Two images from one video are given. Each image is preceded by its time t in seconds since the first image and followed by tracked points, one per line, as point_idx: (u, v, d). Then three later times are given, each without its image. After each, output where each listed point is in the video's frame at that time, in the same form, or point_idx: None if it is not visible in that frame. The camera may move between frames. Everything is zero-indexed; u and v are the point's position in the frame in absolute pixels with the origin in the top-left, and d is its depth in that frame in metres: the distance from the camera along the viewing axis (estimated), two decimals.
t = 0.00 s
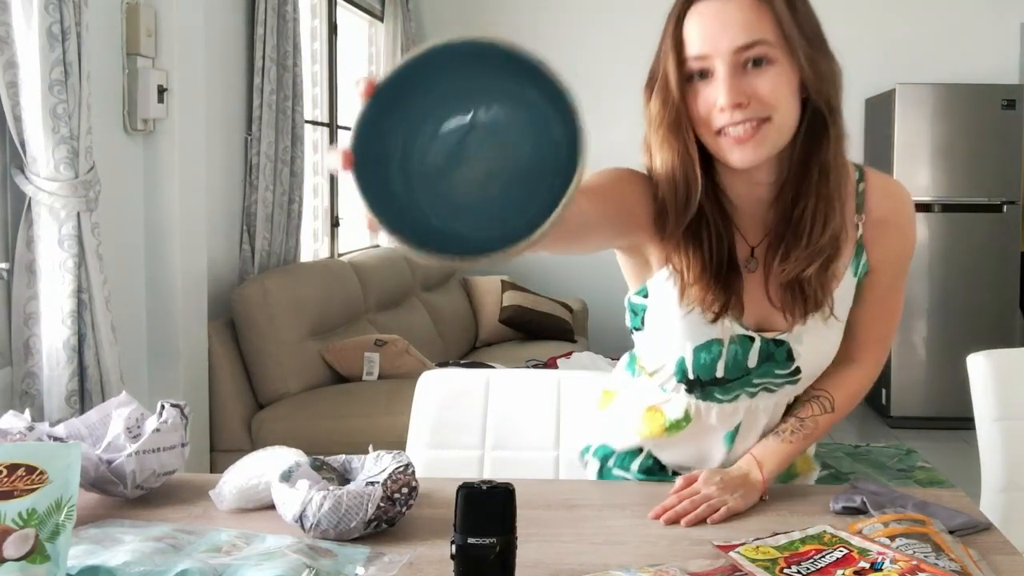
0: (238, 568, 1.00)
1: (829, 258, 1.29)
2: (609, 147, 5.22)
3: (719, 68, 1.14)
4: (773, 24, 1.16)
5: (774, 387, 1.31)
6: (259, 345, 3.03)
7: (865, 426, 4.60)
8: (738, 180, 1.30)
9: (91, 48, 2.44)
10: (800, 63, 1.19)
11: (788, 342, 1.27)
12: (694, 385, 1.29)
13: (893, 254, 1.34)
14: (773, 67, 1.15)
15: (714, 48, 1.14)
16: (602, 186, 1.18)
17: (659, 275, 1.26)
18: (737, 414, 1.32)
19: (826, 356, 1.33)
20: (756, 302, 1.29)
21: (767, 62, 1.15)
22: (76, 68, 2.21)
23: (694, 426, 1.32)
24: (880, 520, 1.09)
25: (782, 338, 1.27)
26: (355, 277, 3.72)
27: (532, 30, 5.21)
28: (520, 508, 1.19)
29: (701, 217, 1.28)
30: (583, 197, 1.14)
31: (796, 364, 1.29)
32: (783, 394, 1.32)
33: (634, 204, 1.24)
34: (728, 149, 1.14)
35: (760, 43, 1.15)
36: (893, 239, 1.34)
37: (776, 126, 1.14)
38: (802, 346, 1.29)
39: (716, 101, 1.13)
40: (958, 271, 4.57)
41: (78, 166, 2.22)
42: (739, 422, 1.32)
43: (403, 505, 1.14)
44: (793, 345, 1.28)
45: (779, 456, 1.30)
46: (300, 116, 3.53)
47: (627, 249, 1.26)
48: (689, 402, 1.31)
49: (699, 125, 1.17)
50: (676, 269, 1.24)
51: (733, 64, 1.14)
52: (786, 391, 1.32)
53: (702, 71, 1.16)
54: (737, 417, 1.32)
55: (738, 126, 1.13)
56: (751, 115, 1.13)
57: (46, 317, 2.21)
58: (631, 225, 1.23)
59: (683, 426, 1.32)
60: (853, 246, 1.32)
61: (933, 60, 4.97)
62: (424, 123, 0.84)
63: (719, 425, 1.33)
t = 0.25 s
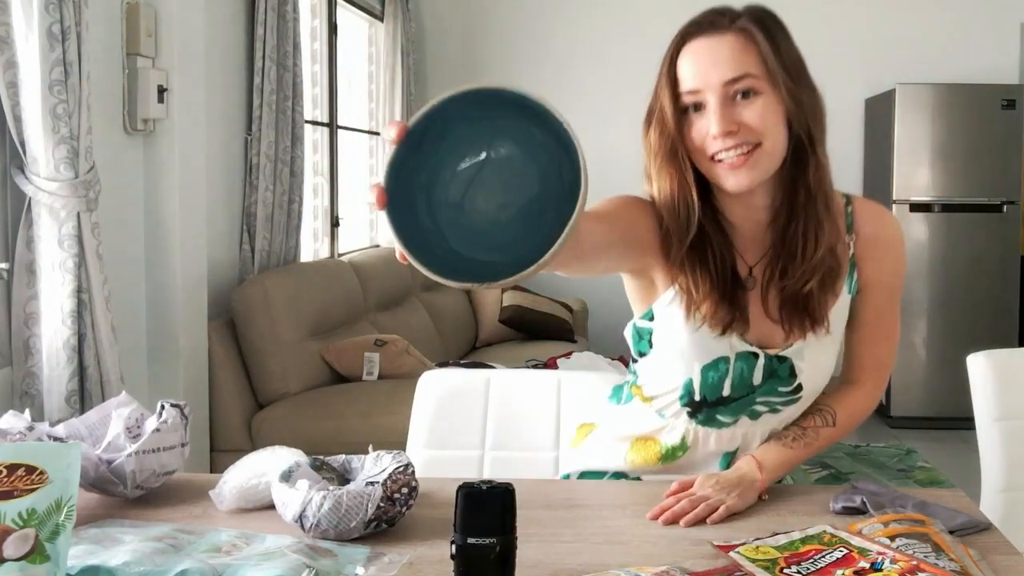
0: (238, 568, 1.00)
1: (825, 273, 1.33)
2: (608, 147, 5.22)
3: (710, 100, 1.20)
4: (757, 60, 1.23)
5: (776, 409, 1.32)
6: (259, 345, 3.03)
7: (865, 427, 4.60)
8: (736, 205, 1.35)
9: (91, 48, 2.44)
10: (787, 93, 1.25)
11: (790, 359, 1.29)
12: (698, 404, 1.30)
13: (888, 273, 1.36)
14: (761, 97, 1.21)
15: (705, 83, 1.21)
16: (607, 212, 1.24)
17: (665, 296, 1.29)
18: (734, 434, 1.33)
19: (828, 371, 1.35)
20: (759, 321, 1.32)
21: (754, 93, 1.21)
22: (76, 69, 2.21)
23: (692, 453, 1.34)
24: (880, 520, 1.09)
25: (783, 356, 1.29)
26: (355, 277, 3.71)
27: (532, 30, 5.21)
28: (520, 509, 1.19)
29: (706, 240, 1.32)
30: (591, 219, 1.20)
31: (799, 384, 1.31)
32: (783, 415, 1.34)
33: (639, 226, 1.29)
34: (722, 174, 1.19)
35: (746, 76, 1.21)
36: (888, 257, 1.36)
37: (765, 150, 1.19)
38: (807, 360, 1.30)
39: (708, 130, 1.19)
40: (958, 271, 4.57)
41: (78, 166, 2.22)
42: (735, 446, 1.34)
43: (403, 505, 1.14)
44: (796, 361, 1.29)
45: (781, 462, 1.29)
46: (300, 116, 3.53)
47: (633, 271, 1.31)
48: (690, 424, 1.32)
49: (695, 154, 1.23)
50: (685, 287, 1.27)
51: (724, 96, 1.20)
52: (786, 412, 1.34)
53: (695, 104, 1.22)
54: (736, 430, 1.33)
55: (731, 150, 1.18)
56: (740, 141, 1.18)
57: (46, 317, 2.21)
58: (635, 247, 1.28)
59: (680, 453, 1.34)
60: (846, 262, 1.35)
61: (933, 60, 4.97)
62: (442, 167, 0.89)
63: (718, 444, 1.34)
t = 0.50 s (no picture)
0: (238, 568, 1.00)
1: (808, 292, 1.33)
2: (608, 147, 5.22)
3: (689, 127, 1.23)
4: (733, 89, 1.26)
5: (765, 423, 1.31)
6: (259, 345, 3.03)
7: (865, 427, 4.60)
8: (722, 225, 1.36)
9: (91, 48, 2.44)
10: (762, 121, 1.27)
11: (778, 372, 1.29)
12: (690, 419, 1.29)
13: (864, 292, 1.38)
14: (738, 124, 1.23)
15: (684, 112, 1.24)
16: (595, 232, 1.26)
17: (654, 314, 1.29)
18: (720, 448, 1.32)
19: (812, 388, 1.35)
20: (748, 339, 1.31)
21: (731, 121, 1.23)
22: (76, 69, 2.21)
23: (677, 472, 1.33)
24: (880, 520, 1.09)
25: (771, 368, 1.29)
26: (355, 277, 3.71)
27: (532, 30, 5.21)
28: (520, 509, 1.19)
29: (692, 258, 1.33)
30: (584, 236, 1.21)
31: (789, 396, 1.31)
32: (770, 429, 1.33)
33: (627, 245, 1.30)
34: (701, 197, 1.21)
35: (724, 104, 1.23)
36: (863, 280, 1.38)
37: (742, 175, 1.20)
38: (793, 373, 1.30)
39: (688, 156, 1.21)
40: (958, 272, 4.57)
41: (78, 166, 2.22)
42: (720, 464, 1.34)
43: (403, 505, 1.14)
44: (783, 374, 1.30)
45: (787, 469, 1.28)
46: (300, 116, 3.53)
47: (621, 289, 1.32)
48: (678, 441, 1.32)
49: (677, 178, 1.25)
50: (673, 304, 1.28)
51: (703, 123, 1.22)
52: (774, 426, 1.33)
53: (676, 131, 1.24)
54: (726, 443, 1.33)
55: (711, 174, 1.20)
56: (717, 166, 1.20)
57: (46, 317, 2.21)
58: (624, 265, 1.29)
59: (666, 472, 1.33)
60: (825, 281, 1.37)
61: (933, 60, 4.98)
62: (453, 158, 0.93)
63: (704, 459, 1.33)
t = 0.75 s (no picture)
0: (238, 568, 1.00)
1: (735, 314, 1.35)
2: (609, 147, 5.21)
3: (631, 162, 1.22)
4: (674, 127, 1.25)
5: (690, 436, 1.30)
6: (259, 345, 3.03)
7: (865, 427, 4.59)
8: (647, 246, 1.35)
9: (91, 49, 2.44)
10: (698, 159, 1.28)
11: (695, 380, 1.28)
12: (615, 437, 1.29)
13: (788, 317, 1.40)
14: (676, 163, 1.24)
15: (627, 146, 1.22)
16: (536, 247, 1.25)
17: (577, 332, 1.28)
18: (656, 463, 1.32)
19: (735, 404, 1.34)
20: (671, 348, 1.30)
21: (671, 158, 1.23)
22: (76, 68, 2.21)
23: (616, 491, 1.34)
24: (880, 520, 1.09)
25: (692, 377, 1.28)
26: (355, 277, 3.71)
27: (532, 30, 5.20)
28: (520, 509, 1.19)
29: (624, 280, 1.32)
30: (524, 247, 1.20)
31: (708, 408, 1.29)
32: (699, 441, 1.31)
33: (559, 263, 1.28)
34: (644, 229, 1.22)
35: (666, 142, 1.23)
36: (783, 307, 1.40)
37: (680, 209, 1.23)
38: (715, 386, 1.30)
39: (631, 189, 1.21)
40: (958, 272, 4.57)
41: (78, 166, 2.22)
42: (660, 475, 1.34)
43: (403, 505, 1.14)
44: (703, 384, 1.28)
45: (785, 466, 1.29)
46: (300, 116, 3.53)
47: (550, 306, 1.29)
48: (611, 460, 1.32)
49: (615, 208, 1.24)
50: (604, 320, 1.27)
51: (646, 159, 1.22)
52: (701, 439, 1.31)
53: (616, 163, 1.23)
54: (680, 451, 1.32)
55: (653, 207, 1.21)
56: (658, 201, 1.21)
57: (46, 317, 2.21)
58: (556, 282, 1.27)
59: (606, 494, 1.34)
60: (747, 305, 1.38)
61: (933, 60, 4.98)
62: (460, 136, 0.94)
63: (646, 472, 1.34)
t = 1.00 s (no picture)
0: (238, 568, 1.00)
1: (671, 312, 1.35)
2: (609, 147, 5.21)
3: (569, 164, 1.23)
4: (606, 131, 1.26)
5: (627, 419, 1.30)
6: (260, 345, 3.03)
7: (865, 427, 4.59)
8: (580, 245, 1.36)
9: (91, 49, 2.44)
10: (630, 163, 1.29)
11: (628, 364, 1.29)
12: (554, 425, 1.31)
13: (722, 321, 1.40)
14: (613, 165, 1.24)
15: (566, 149, 1.23)
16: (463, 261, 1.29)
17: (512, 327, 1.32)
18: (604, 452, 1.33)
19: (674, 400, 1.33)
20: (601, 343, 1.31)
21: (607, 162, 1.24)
22: (76, 68, 2.21)
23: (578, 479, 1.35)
24: (880, 520, 1.09)
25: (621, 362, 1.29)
26: (355, 277, 3.72)
27: (532, 29, 5.20)
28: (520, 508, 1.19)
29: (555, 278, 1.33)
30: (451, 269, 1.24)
31: (642, 388, 1.30)
32: (642, 426, 1.32)
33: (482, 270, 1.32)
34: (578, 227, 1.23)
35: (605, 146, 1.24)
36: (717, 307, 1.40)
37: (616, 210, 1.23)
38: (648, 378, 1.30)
39: (567, 189, 1.22)
40: (958, 272, 4.57)
41: (78, 166, 2.22)
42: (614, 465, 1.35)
43: (403, 505, 1.14)
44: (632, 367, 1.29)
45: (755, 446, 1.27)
46: (300, 116, 3.53)
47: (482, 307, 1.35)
48: (559, 451, 1.34)
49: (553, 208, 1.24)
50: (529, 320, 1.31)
51: (583, 160, 1.23)
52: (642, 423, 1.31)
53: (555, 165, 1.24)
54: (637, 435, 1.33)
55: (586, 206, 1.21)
56: (595, 203, 1.22)
57: (46, 317, 2.21)
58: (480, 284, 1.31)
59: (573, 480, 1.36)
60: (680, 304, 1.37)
61: (933, 60, 4.98)
62: (464, 167, 0.90)
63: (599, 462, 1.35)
